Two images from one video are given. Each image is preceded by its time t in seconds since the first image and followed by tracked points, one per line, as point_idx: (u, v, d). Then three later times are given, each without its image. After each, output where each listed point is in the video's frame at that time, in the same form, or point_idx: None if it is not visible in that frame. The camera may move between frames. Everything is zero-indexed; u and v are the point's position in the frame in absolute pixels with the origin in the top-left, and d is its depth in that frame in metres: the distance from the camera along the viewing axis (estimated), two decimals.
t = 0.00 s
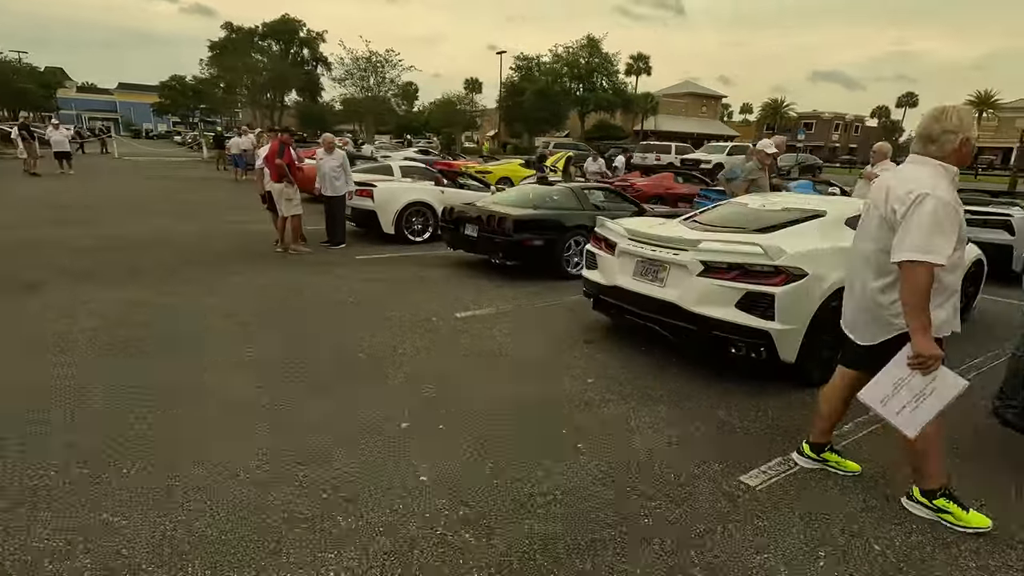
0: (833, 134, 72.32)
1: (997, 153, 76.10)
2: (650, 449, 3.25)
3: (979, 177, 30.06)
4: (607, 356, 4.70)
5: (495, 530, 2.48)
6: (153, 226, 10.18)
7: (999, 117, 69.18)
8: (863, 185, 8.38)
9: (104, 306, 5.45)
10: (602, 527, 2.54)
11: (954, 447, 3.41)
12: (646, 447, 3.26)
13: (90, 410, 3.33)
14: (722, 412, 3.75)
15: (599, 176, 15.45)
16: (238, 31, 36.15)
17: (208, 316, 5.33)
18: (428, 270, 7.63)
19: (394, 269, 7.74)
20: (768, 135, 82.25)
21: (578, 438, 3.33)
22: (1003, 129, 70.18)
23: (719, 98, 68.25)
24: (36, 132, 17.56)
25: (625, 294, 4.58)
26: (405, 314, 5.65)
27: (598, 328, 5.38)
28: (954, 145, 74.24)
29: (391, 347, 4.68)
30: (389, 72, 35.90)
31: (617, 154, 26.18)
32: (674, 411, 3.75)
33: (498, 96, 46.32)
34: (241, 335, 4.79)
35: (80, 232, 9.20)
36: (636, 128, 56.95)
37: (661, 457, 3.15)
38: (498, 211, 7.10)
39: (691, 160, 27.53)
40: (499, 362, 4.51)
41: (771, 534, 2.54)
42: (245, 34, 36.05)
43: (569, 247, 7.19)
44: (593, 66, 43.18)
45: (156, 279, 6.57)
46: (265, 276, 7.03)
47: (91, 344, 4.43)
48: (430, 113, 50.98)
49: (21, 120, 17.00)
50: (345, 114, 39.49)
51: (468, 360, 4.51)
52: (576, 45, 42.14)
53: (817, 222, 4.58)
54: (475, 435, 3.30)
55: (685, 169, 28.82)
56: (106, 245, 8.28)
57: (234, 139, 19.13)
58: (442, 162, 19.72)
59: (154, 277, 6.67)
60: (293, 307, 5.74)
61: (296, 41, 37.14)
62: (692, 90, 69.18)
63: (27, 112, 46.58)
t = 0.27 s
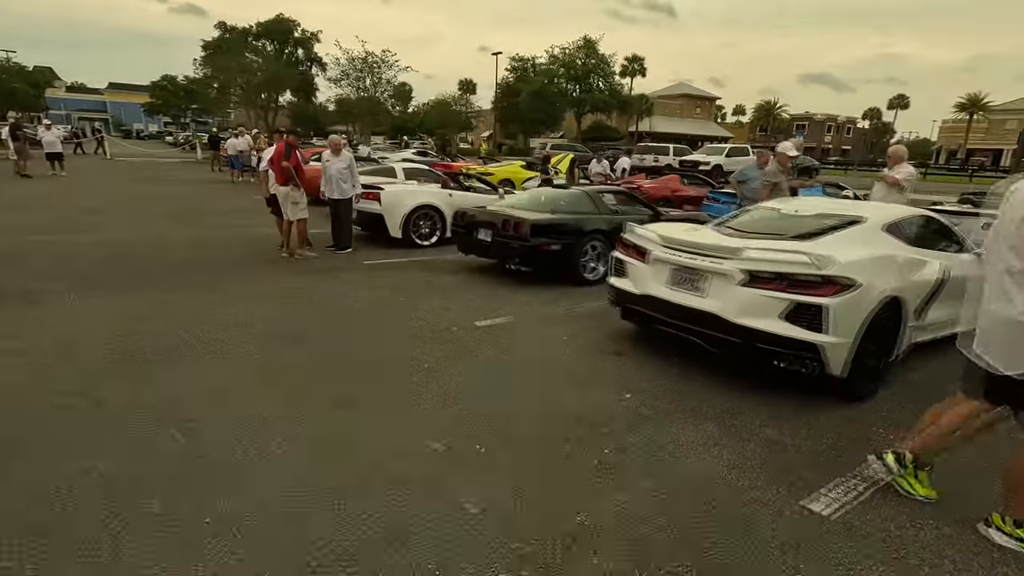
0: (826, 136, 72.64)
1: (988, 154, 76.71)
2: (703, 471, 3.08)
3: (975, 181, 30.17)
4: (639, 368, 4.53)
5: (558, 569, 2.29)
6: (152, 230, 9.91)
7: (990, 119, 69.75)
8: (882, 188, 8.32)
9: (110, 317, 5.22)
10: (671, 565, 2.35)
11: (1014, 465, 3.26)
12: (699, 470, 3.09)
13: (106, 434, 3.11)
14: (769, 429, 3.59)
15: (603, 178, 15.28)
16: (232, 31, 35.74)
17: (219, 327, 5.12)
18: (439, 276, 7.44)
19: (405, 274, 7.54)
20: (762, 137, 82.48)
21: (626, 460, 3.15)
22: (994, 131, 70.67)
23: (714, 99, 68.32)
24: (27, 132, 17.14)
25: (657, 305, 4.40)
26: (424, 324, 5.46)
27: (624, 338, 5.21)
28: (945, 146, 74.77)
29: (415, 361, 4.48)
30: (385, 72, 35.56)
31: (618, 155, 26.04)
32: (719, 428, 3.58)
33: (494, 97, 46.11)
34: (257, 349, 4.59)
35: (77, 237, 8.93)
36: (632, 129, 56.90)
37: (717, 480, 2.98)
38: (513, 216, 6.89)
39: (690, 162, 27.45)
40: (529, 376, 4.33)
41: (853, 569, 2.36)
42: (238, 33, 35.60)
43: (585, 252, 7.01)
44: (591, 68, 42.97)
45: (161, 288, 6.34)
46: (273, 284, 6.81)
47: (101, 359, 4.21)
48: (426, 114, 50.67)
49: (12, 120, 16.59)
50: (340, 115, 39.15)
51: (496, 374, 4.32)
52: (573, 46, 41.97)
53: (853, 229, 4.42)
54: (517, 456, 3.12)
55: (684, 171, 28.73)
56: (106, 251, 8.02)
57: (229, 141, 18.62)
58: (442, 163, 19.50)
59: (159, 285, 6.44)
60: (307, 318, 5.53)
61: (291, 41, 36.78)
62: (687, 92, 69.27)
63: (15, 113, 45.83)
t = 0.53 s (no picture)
0: (818, 137, 72.96)
1: (977, 155, 77.35)
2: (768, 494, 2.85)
3: (970, 182, 30.31)
4: (675, 378, 4.32)
5: None
6: (148, 233, 9.58)
7: (980, 120, 70.37)
8: (902, 191, 8.26)
9: (112, 326, 4.93)
10: None
11: None
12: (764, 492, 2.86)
13: (121, 458, 2.84)
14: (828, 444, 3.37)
15: (607, 179, 15.07)
16: (223, 29, 35.26)
17: (228, 336, 4.84)
18: (451, 280, 7.18)
19: (415, 278, 7.28)
20: (754, 137, 82.77)
21: (684, 482, 2.92)
22: (983, 132, 71.31)
23: (707, 100, 68.43)
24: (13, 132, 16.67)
25: (696, 312, 4.19)
26: (443, 331, 5.21)
27: (654, 346, 4.98)
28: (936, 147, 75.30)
29: (440, 372, 4.23)
30: (380, 72, 35.21)
31: (615, 156, 25.89)
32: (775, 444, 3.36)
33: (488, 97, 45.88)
34: (271, 360, 4.32)
35: (71, 240, 8.60)
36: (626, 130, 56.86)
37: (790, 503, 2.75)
38: (530, 218, 6.63)
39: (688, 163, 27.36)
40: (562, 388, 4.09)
41: None
42: (230, 32, 35.13)
43: (603, 255, 6.78)
44: (586, 68, 42.82)
45: (163, 293, 6.05)
46: (280, 289, 6.53)
47: (106, 373, 3.93)
48: (420, 114, 50.35)
49: None
50: (334, 115, 38.74)
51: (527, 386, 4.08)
52: (568, 46, 41.78)
53: (901, 232, 4.22)
54: (570, 479, 2.88)
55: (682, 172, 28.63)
56: (102, 254, 7.70)
57: (225, 141, 18.29)
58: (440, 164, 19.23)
59: (160, 290, 6.15)
60: (319, 325, 5.26)
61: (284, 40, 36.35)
62: (680, 92, 69.34)
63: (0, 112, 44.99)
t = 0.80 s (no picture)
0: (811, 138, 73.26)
1: (967, 155, 78.15)
2: (836, 530, 2.65)
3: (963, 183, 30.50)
4: (710, 392, 4.11)
5: None
6: (142, 235, 9.27)
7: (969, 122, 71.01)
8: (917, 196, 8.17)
9: (113, 335, 4.66)
10: None
11: None
12: (832, 528, 2.66)
13: (137, 494, 2.61)
14: (886, 468, 3.18)
15: (608, 180, 14.89)
16: (215, 27, 34.82)
17: (237, 347, 4.58)
18: (462, 285, 6.96)
19: (424, 283, 7.04)
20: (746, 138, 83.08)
21: (744, 519, 2.71)
22: (973, 133, 71.96)
23: (700, 100, 68.58)
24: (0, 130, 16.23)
25: (735, 323, 3.99)
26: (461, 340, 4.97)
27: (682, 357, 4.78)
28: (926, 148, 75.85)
29: (465, 388, 3.99)
30: (374, 71, 34.93)
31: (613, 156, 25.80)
32: (831, 468, 3.17)
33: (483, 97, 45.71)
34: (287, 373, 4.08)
35: (63, 243, 8.27)
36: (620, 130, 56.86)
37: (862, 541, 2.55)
38: (545, 223, 6.40)
39: (685, 163, 27.31)
40: (595, 405, 3.87)
41: None
42: (222, 30, 34.66)
43: (620, 260, 6.57)
44: (581, 68, 42.76)
45: (164, 299, 5.77)
46: (286, 295, 6.27)
47: (109, 392, 3.65)
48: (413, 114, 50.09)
49: None
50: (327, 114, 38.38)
51: (558, 403, 3.86)
52: (564, 46, 41.71)
53: (946, 239, 4.04)
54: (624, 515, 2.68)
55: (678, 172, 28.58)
56: (96, 257, 7.40)
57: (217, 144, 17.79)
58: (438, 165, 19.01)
59: (161, 296, 5.87)
60: (331, 335, 5.01)
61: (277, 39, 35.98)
62: (673, 93, 69.44)
63: None
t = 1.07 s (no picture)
0: (799, 138, 73.86)
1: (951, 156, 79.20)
2: (929, 566, 2.44)
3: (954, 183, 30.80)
4: (757, 406, 3.90)
5: None
6: (136, 237, 8.93)
7: (954, 123, 72.00)
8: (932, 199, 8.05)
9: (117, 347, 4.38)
10: None
11: None
12: (924, 564, 2.44)
13: (162, 536, 2.34)
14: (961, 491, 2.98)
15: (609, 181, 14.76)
16: (203, 24, 34.26)
17: (251, 359, 4.32)
18: (476, 290, 6.72)
19: (436, 288, 6.80)
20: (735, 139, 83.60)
21: (826, 553, 2.50)
22: (957, 134, 72.95)
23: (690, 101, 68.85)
24: None
25: (783, 333, 3.78)
26: (485, 351, 4.74)
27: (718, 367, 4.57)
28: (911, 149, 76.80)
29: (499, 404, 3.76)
30: (366, 70, 34.58)
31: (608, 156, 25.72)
32: (904, 491, 2.96)
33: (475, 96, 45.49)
34: (308, 389, 3.82)
35: (54, 245, 7.92)
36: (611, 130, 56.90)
37: None
38: (564, 226, 6.18)
39: (680, 163, 27.30)
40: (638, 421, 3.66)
41: None
42: (211, 27, 34.10)
43: (640, 264, 6.35)
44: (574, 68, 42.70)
45: (167, 307, 5.48)
46: (295, 301, 6.00)
47: (119, 411, 3.38)
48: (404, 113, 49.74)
49: None
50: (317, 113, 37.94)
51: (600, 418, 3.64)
52: (556, 46, 41.63)
53: (1001, 246, 3.86)
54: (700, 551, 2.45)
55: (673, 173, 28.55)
56: (90, 261, 7.07)
57: (211, 139, 17.28)
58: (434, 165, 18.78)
59: (164, 304, 5.58)
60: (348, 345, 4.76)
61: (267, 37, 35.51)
62: (663, 93, 69.68)
63: None
